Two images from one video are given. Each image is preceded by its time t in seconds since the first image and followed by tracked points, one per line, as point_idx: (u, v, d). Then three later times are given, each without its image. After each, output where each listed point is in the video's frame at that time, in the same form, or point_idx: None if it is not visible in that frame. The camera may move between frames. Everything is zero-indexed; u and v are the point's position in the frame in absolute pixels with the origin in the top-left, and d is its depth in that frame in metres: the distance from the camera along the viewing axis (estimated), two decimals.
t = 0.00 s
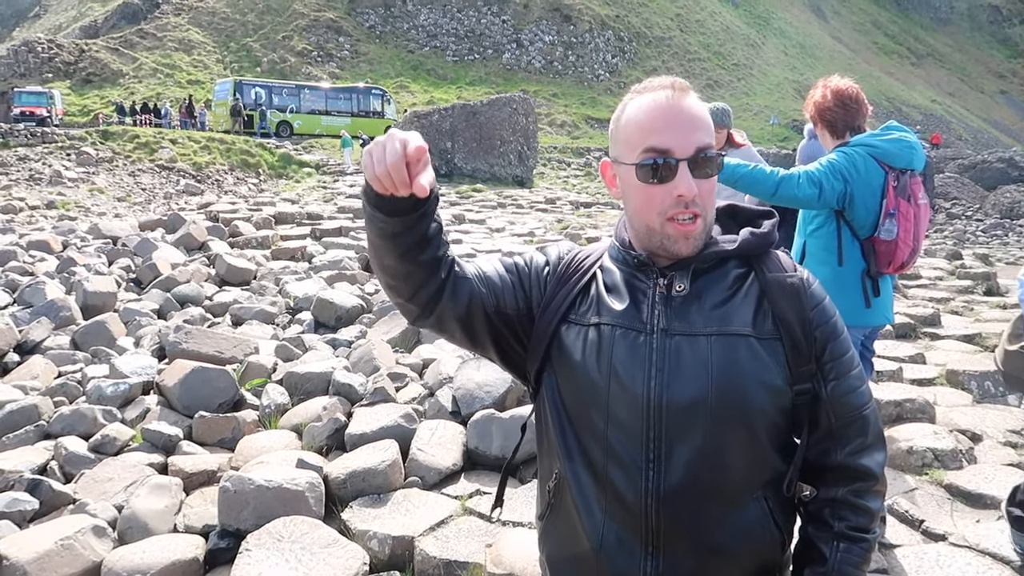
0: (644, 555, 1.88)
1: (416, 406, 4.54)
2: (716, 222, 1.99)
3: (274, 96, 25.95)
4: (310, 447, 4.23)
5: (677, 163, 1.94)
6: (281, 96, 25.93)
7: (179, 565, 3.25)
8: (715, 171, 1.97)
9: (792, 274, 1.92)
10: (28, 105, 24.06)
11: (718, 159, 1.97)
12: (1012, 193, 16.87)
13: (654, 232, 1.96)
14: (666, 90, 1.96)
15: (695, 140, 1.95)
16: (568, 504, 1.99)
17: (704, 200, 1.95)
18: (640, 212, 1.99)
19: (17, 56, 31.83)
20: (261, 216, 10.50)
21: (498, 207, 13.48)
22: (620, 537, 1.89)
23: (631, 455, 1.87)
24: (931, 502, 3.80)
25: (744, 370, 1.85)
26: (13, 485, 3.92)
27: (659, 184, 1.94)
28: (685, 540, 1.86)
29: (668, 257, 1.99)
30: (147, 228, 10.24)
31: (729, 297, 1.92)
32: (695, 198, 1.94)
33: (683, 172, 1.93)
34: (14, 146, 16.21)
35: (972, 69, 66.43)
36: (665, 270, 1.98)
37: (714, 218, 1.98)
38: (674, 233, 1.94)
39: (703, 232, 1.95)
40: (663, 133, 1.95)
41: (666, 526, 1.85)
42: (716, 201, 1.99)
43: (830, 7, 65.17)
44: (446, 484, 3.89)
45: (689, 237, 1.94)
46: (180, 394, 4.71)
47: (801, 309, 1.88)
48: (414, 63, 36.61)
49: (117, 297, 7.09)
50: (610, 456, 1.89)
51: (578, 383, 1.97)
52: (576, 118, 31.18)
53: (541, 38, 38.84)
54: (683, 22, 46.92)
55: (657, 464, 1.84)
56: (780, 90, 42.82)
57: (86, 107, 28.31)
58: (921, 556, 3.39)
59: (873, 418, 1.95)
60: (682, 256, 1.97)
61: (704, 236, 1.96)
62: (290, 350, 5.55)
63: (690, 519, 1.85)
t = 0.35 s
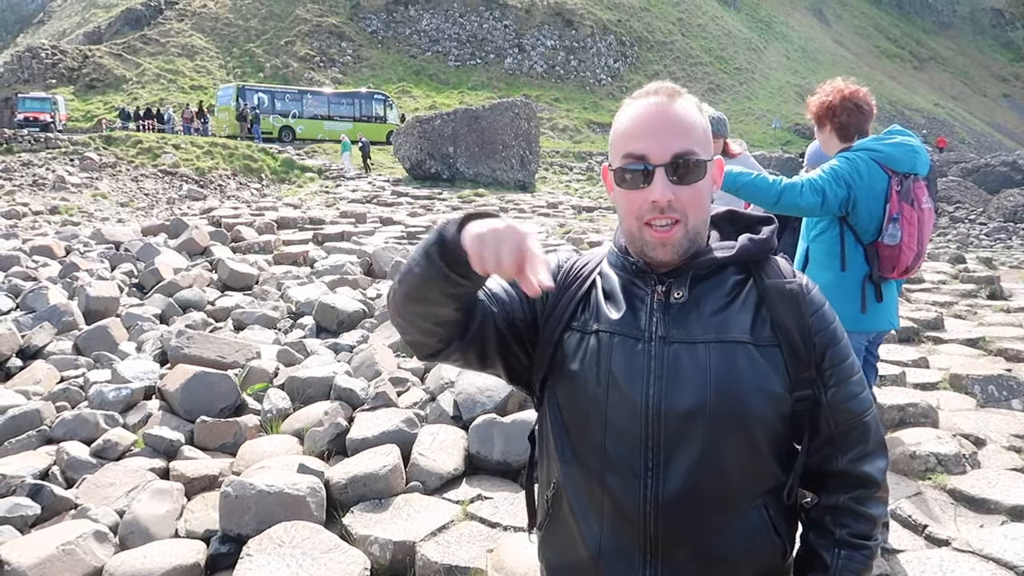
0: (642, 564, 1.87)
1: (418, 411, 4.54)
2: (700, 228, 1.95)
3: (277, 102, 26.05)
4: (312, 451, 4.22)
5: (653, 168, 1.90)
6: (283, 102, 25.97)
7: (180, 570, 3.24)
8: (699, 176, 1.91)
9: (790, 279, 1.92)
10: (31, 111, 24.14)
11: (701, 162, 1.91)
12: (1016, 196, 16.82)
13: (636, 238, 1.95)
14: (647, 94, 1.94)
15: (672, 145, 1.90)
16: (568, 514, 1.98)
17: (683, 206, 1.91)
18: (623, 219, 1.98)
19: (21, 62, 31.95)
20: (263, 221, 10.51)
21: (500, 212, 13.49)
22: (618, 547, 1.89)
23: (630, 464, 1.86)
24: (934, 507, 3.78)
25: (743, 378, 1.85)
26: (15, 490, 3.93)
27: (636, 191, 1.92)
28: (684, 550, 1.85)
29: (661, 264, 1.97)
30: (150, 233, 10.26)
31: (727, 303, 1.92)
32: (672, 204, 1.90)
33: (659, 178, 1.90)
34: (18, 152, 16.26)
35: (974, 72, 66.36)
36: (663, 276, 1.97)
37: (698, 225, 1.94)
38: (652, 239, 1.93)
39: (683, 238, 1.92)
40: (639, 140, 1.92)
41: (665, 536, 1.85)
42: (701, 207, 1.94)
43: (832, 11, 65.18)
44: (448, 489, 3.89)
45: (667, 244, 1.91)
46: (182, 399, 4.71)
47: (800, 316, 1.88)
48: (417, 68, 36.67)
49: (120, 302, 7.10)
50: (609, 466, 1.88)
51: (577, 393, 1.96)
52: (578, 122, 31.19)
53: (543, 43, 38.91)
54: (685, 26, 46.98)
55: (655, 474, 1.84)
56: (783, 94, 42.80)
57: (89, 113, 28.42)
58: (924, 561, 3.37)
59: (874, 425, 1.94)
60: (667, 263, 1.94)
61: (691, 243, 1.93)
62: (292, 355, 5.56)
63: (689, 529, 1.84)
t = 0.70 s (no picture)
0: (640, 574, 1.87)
1: (419, 417, 4.53)
2: (678, 233, 1.96)
3: (278, 108, 25.87)
4: (312, 457, 4.22)
5: (621, 176, 1.96)
6: (285, 107, 25.86)
7: None
8: (672, 182, 1.93)
9: (787, 285, 1.91)
10: (34, 117, 24.22)
11: (672, 168, 1.93)
12: (1017, 202, 16.80)
13: (612, 244, 2.02)
14: (625, 105, 1.97)
15: (639, 152, 1.94)
16: (567, 524, 1.99)
17: (651, 212, 1.94)
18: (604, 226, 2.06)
19: (25, 68, 32.09)
20: (265, 226, 10.54)
21: (501, 218, 13.51)
22: (616, 557, 1.89)
23: (626, 475, 1.87)
24: (936, 514, 3.77)
25: (741, 387, 1.84)
26: (16, 496, 3.92)
27: (610, 198, 1.99)
28: (681, 561, 1.85)
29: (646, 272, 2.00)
30: (152, 238, 10.28)
31: (723, 310, 1.91)
32: (639, 210, 1.95)
33: (627, 185, 1.95)
34: (21, 158, 16.32)
35: (975, 79, 66.41)
36: (658, 285, 1.98)
37: (673, 230, 1.96)
38: (623, 245, 1.98)
39: (654, 244, 1.95)
40: (610, 148, 1.99)
41: (661, 547, 1.84)
42: (676, 212, 1.96)
43: (834, 17, 65.28)
44: (448, 495, 3.88)
45: (638, 250, 1.95)
46: (182, 405, 4.71)
47: (796, 323, 1.88)
48: (418, 75, 36.76)
49: (121, 308, 7.11)
50: (606, 477, 1.89)
51: (577, 403, 1.97)
52: (579, 128, 31.24)
53: (544, 49, 39.02)
54: (686, 32, 47.10)
55: (652, 485, 1.84)
56: (784, 100, 42.87)
57: (91, 118, 28.53)
58: (926, 568, 3.36)
59: (874, 431, 1.94)
60: (645, 268, 1.98)
61: (666, 248, 1.95)
62: (292, 361, 5.56)
63: (687, 540, 1.84)
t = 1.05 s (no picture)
0: None
1: (421, 420, 4.53)
2: (644, 235, 1.94)
3: (281, 110, 25.95)
4: (313, 460, 4.22)
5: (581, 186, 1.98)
6: (287, 110, 25.92)
7: None
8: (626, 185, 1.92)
9: (784, 285, 1.91)
10: (37, 120, 24.27)
11: (625, 171, 1.91)
12: (1019, 204, 16.78)
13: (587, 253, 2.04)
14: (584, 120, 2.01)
15: (590, 160, 1.94)
16: (570, 526, 2.00)
17: (610, 217, 1.93)
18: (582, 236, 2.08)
19: (27, 71, 32.16)
20: (267, 229, 10.55)
21: (503, 220, 13.52)
22: (621, 560, 1.89)
23: (629, 476, 1.87)
24: (938, 517, 3.76)
25: (740, 388, 1.84)
26: (17, 498, 3.92)
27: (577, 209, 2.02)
28: (684, 564, 1.84)
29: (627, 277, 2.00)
30: (154, 241, 10.28)
31: (721, 311, 1.91)
32: (599, 217, 1.95)
33: (586, 194, 1.96)
34: (23, 160, 16.35)
35: (977, 81, 66.38)
36: (654, 287, 1.98)
37: (638, 232, 1.94)
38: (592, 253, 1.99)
39: (617, 250, 1.94)
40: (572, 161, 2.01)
41: (665, 549, 1.84)
42: (638, 215, 1.93)
43: (835, 19, 65.33)
44: (450, 498, 3.88)
45: (605, 257, 1.96)
46: (184, 407, 4.71)
47: (793, 323, 1.87)
48: (420, 77, 36.81)
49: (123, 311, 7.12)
50: (609, 479, 1.89)
51: (579, 405, 1.99)
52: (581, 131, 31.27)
53: (546, 52, 39.09)
54: (687, 35, 47.18)
55: (655, 486, 1.84)
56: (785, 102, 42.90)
57: (93, 121, 28.60)
58: (929, 571, 3.35)
59: (873, 431, 1.93)
60: (617, 274, 1.98)
61: (635, 251, 1.94)
62: (294, 363, 5.56)
63: (690, 543, 1.84)
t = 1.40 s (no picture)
0: None
1: (423, 421, 4.53)
2: (626, 238, 1.95)
3: (282, 112, 26.07)
4: (315, 462, 4.22)
5: (561, 195, 1.99)
6: (289, 112, 26.04)
7: None
8: (606, 191, 1.93)
9: (763, 281, 1.89)
10: (39, 122, 24.31)
11: (605, 178, 1.93)
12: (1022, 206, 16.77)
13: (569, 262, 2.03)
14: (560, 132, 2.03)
15: (570, 168, 1.96)
16: (568, 532, 2.01)
17: (592, 223, 1.95)
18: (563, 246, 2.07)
19: (30, 73, 32.22)
20: (269, 231, 10.57)
21: (505, 222, 13.52)
22: (618, 562, 1.90)
23: (621, 481, 1.88)
24: (941, 520, 3.76)
25: (725, 386, 1.84)
26: (20, 500, 3.93)
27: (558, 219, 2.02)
28: (680, 564, 1.85)
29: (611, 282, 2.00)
30: (156, 242, 10.30)
31: (702, 310, 1.91)
32: (581, 224, 1.96)
33: (567, 202, 1.97)
34: (26, 162, 16.39)
35: (979, 83, 66.33)
36: (635, 292, 1.99)
37: (619, 236, 1.94)
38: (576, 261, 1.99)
39: (601, 256, 1.94)
40: (549, 172, 2.02)
41: (660, 549, 1.85)
42: (619, 219, 1.94)
43: (838, 20, 65.30)
44: (452, 500, 3.88)
45: (588, 263, 1.96)
46: (187, 409, 4.72)
47: (775, 320, 1.86)
48: (422, 79, 36.84)
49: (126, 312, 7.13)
50: (600, 484, 1.90)
51: (568, 408, 2.00)
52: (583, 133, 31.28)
53: (547, 54, 39.12)
54: (689, 38, 47.20)
55: (646, 487, 1.85)
56: (788, 104, 42.88)
57: (96, 123, 28.66)
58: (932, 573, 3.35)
59: (864, 420, 1.92)
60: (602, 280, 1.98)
61: (616, 256, 1.94)
62: (296, 365, 5.56)
63: (684, 543, 1.84)
